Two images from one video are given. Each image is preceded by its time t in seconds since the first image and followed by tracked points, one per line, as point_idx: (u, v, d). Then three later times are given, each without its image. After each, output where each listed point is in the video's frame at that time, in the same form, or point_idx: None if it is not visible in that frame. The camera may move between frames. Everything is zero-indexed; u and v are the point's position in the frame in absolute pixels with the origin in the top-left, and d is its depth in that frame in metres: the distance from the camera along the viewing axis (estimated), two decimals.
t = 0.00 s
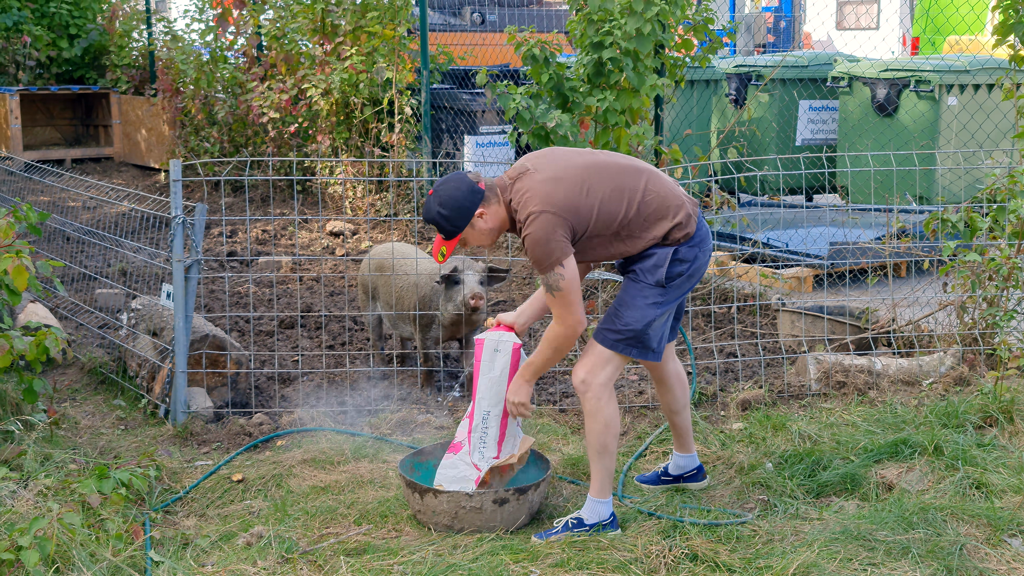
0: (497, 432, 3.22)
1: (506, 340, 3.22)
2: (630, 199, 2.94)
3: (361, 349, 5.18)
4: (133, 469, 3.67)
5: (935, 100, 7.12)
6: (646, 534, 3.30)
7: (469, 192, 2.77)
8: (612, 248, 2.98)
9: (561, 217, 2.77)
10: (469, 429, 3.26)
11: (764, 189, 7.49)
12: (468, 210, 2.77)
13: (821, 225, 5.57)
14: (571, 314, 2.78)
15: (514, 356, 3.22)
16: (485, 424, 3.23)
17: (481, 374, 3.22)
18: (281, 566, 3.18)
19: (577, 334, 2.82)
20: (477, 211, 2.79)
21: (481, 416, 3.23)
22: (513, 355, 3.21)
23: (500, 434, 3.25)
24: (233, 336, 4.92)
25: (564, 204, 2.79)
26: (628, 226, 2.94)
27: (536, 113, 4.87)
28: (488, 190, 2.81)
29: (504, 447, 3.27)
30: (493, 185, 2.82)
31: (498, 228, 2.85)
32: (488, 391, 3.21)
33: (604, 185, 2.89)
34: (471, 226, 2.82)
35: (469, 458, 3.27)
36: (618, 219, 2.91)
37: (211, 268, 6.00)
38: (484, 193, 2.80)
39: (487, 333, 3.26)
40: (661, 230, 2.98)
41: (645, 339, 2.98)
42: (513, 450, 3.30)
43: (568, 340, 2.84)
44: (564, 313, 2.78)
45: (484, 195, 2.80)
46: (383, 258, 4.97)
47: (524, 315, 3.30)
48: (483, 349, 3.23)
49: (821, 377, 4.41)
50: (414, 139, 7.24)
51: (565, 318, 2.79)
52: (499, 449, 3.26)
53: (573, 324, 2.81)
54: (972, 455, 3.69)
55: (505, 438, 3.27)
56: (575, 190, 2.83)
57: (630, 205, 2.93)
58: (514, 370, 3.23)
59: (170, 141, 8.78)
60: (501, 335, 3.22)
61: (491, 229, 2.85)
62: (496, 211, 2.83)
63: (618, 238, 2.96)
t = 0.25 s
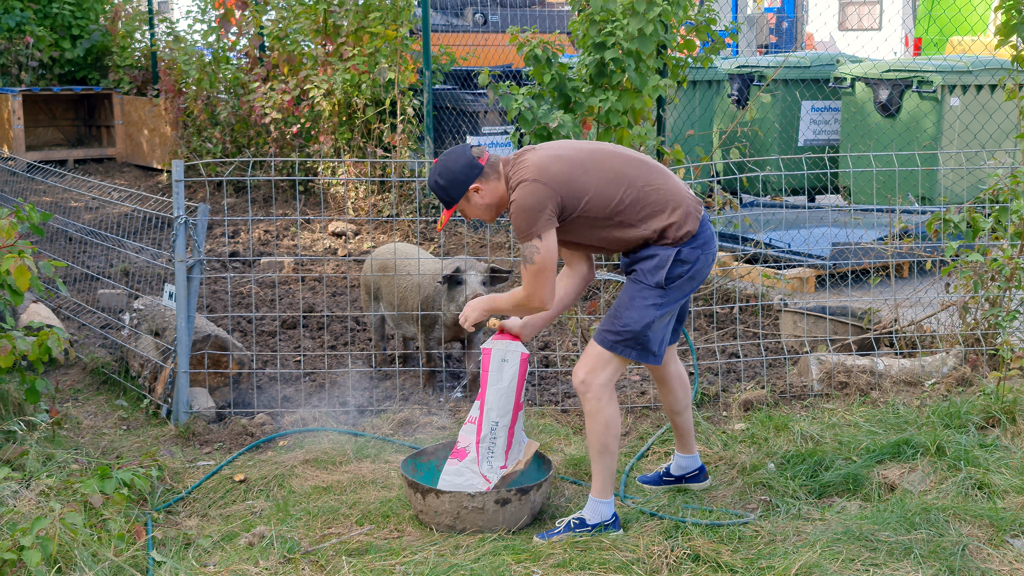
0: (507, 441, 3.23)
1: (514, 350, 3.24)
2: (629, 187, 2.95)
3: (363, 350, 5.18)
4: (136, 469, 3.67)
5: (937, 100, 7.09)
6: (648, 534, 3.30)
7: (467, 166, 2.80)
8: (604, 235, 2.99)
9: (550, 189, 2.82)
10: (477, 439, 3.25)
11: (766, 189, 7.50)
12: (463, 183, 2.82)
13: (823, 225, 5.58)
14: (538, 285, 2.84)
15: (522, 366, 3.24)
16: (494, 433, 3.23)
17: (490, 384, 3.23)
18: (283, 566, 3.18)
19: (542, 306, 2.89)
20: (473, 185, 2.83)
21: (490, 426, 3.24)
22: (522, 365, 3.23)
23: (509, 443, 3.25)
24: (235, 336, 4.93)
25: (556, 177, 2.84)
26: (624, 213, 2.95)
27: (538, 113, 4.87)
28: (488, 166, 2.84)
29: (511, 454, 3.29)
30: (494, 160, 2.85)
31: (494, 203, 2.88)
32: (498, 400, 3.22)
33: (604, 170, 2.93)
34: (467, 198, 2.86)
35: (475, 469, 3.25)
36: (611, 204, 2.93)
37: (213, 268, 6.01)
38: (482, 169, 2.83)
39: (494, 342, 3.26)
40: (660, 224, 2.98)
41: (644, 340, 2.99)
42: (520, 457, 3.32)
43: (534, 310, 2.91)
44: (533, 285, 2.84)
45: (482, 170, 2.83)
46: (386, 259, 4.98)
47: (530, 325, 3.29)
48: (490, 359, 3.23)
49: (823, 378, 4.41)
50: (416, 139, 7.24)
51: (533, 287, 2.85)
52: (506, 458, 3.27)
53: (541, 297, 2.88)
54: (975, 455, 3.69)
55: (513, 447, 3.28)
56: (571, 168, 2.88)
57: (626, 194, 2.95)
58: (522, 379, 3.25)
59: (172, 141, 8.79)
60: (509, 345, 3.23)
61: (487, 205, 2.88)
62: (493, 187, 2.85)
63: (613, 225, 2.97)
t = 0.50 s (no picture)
0: (505, 449, 3.27)
1: (513, 358, 3.22)
2: (617, 196, 2.94)
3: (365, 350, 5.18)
4: (137, 470, 3.67)
5: (939, 101, 7.09)
6: (650, 535, 3.30)
7: (470, 165, 2.87)
8: (592, 242, 3.01)
9: (531, 199, 2.86)
10: (475, 446, 3.28)
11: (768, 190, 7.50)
12: (464, 181, 2.88)
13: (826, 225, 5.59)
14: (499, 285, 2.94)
15: (521, 373, 3.23)
16: (493, 441, 3.26)
17: (489, 392, 3.23)
18: (285, 567, 3.17)
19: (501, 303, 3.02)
20: (474, 184, 2.89)
21: (489, 433, 3.26)
22: (521, 373, 3.22)
23: (507, 450, 3.29)
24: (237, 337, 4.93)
25: (538, 187, 2.87)
26: (610, 222, 2.95)
27: (540, 114, 4.87)
28: (490, 167, 2.90)
29: (509, 460, 3.33)
30: (493, 163, 2.91)
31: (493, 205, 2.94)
32: (497, 408, 3.24)
33: (591, 178, 2.93)
34: (469, 197, 2.93)
35: (473, 474, 3.30)
36: (597, 213, 2.93)
37: (215, 269, 6.01)
38: (485, 169, 2.89)
39: (493, 349, 3.23)
40: (649, 233, 2.97)
41: (636, 346, 2.97)
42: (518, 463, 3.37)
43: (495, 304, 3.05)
44: (496, 284, 2.96)
45: (485, 170, 2.89)
46: (388, 259, 4.98)
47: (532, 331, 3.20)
48: (489, 367, 3.22)
49: (825, 379, 4.41)
50: (418, 139, 7.24)
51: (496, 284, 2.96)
52: (505, 464, 3.32)
53: (501, 295, 3.00)
54: (976, 456, 3.69)
55: (511, 453, 3.32)
56: (557, 176, 2.90)
57: (613, 202, 2.94)
58: (521, 387, 3.25)
59: (173, 142, 8.79)
60: (508, 353, 3.21)
61: (487, 204, 2.95)
62: (493, 188, 2.91)
63: (599, 234, 2.98)
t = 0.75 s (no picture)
0: (505, 457, 3.24)
1: (514, 366, 3.16)
2: (609, 196, 2.94)
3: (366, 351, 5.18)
4: (138, 471, 3.66)
5: (941, 102, 7.09)
6: (651, 536, 3.29)
7: (471, 167, 2.87)
8: (585, 244, 3.00)
9: (526, 198, 2.86)
10: (475, 453, 3.25)
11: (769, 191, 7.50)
12: (466, 183, 2.88)
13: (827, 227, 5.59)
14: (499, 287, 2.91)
15: (522, 382, 3.18)
16: (493, 449, 3.23)
17: (489, 400, 3.20)
18: (286, 568, 3.17)
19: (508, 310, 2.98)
20: (474, 186, 2.89)
21: (489, 441, 3.22)
22: (521, 382, 3.17)
23: (507, 459, 3.26)
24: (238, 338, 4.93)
25: (532, 187, 2.87)
26: (602, 222, 2.94)
27: (541, 115, 4.87)
28: (491, 169, 2.91)
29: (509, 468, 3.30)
30: (496, 165, 2.92)
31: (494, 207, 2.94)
32: (497, 417, 3.20)
33: (585, 178, 2.93)
34: (470, 200, 2.93)
35: (472, 482, 3.27)
36: (590, 214, 2.93)
37: (216, 270, 6.02)
38: (485, 172, 2.90)
39: (494, 357, 3.19)
40: (640, 234, 2.96)
41: (628, 347, 2.97)
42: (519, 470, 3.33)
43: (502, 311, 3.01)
44: (499, 288, 2.93)
45: (485, 172, 2.90)
46: (388, 260, 4.99)
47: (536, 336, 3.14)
48: (490, 374, 3.18)
49: (827, 380, 4.41)
50: (419, 140, 7.24)
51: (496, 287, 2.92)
52: (505, 472, 3.29)
53: (505, 301, 2.97)
54: (978, 457, 3.68)
55: (511, 461, 3.28)
56: (551, 176, 2.90)
57: (605, 202, 2.93)
58: (522, 396, 3.20)
59: (175, 142, 8.80)
60: (509, 362, 3.16)
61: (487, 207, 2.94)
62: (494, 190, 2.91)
63: (590, 235, 2.97)
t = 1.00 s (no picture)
0: (515, 460, 3.31)
1: (518, 371, 3.24)
2: (607, 193, 2.94)
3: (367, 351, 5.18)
4: (139, 471, 3.66)
5: (942, 102, 7.09)
6: (653, 537, 3.29)
7: (468, 169, 2.88)
8: (584, 241, 3.00)
9: (524, 196, 2.87)
10: (486, 461, 3.30)
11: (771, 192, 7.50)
12: (463, 184, 2.90)
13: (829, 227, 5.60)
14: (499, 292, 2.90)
15: (526, 386, 3.27)
16: (503, 453, 3.29)
17: (495, 408, 3.25)
18: (288, 568, 3.17)
19: (507, 314, 2.95)
20: (471, 187, 2.90)
21: (499, 446, 3.28)
22: (526, 385, 3.25)
23: (517, 461, 3.33)
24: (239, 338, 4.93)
25: (530, 185, 2.88)
26: (601, 219, 2.94)
27: (542, 115, 4.87)
28: (487, 171, 2.92)
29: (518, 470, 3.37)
30: (492, 166, 2.93)
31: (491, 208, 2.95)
32: (505, 424, 3.26)
33: (583, 176, 2.94)
34: (466, 202, 2.94)
35: (486, 488, 3.32)
36: (588, 210, 2.93)
37: (218, 270, 6.02)
38: (482, 173, 2.91)
39: (496, 365, 3.24)
40: (639, 231, 2.95)
41: (627, 346, 2.97)
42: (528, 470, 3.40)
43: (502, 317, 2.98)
44: (498, 291, 2.92)
45: (482, 174, 2.91)
46: (389, 261, 5.01)
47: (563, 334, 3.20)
48: (496, 381, 3.23)
49: (828, 380, 4.40)
50: (420, 140, 7.24)
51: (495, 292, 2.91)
52: (516, 473, 3.36)
53: (507, 305, 2.94)
54: (980, 458, 3.68)
55: (521, 462, 3.36)
56: (549, 173, 2.91)
57: (604, 199, 2.93)
58: (527, 399, 3.28)
59: (176, 143, 8.80)
60: (512, 368, 3.23)
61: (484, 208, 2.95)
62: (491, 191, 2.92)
63: (589, 232, 2.97)
